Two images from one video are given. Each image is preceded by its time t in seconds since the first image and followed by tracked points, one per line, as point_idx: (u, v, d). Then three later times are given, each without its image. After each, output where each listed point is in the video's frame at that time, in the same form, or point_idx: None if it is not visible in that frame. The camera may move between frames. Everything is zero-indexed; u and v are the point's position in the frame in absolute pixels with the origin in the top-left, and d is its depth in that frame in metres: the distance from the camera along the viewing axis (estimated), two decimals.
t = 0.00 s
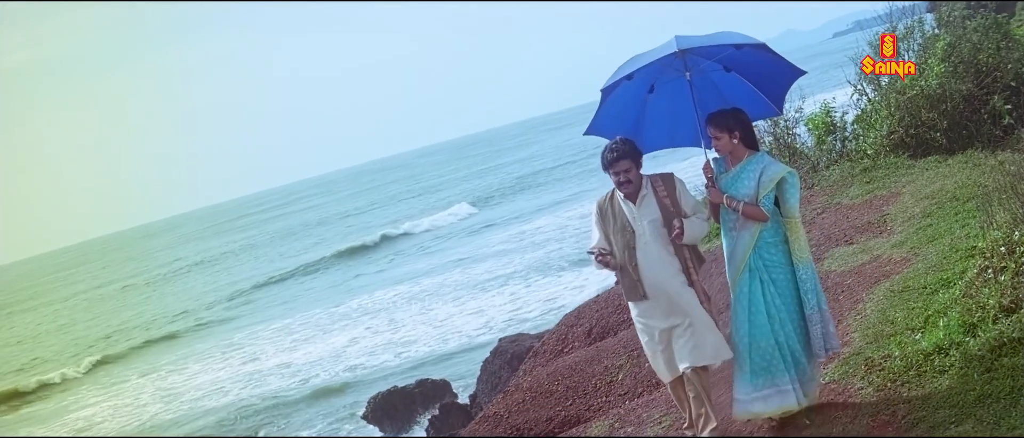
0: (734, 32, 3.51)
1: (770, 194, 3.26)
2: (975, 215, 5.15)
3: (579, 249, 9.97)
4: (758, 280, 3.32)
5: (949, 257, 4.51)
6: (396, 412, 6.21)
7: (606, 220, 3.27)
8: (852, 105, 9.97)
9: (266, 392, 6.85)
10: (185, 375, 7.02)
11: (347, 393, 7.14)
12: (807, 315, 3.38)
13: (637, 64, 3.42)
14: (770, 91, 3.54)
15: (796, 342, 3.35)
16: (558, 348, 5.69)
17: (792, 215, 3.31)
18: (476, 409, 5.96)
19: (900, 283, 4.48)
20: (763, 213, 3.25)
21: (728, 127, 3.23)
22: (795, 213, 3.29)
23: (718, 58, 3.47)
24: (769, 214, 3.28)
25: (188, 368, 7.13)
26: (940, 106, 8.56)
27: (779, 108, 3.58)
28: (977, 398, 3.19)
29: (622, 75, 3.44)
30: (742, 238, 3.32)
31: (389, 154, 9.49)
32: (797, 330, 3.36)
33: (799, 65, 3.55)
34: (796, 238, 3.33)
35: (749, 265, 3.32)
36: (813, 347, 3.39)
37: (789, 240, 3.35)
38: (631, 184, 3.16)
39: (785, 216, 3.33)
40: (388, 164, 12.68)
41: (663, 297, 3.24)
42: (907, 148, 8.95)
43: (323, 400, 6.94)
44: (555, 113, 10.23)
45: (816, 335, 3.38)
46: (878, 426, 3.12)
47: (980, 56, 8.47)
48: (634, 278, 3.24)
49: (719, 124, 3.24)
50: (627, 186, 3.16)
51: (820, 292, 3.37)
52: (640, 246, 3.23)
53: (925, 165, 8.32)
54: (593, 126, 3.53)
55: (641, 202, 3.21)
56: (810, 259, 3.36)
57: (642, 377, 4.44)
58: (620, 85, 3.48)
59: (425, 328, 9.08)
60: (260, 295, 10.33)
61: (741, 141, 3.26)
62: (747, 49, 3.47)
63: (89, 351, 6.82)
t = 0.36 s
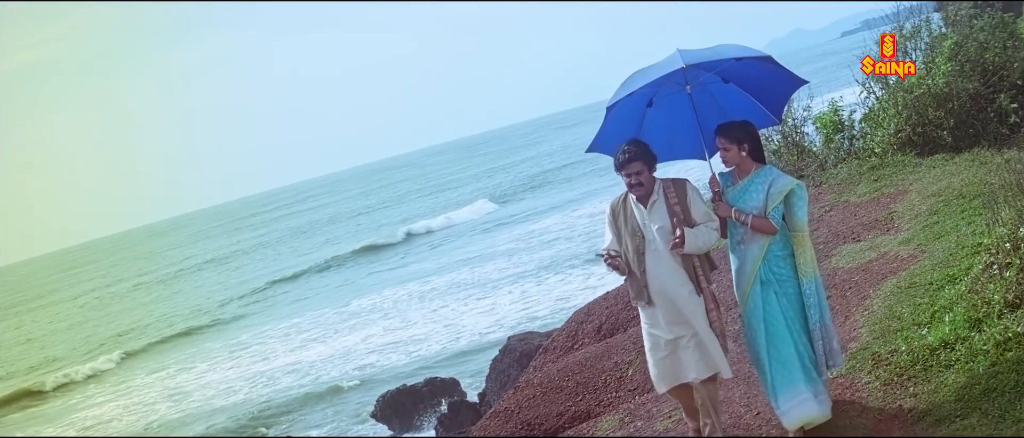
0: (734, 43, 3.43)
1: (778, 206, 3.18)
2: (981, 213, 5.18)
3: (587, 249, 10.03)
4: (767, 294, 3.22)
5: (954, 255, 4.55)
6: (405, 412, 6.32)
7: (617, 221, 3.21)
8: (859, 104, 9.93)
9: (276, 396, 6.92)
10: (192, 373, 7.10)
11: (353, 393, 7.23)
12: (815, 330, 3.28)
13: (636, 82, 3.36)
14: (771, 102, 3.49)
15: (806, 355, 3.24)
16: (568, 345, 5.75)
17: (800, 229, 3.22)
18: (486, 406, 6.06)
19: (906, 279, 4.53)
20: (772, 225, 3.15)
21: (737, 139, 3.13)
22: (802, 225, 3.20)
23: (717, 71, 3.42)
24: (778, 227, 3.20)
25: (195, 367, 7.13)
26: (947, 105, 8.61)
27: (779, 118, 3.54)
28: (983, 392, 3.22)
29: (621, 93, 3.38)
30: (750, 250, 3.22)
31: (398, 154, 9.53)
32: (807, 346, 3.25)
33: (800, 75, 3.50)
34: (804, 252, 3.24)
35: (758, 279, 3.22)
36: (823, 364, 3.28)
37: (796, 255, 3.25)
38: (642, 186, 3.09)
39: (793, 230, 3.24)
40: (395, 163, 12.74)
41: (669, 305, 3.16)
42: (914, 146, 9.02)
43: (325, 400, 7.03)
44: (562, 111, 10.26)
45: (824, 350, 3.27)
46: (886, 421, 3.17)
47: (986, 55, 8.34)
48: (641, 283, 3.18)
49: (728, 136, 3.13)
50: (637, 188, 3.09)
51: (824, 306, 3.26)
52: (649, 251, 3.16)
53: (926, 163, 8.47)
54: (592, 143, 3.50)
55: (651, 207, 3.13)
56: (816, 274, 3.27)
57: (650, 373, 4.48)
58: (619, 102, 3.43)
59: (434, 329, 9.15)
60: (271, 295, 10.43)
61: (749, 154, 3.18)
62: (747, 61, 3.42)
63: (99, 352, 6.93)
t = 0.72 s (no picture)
0: (737, 44, 3.49)
1: (785, 209, 3.17)
2: (987, 208, 5.23)
3: (596, 247, 10.11)
4: (772, 295, 3.24)
5: (960, 249, 4.61)
6: (415, 409, 6.44)
7: (626, 216, 3.16)
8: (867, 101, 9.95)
9: (283, 394, 7.02)
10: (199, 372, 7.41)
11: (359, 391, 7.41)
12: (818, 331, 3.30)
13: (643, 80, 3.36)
14: (774, 104, 3.51)
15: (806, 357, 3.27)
16: (578, 340, 5.84)
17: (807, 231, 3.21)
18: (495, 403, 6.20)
19: (913, 274, 4.58)
20: (779, 228, 3.15)
21: (745, 140, 3.15)
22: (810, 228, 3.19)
23: (722, 71, 3.45)
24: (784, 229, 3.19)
25: (205, 364, 7.53)
26: (954, 102, 8.64)
27: (783, 120, 3.56)
28: (987, 384, 3.25)
29: (627, 92, 3.37)
30: (755, 252, 3.23)
31: (406, 153, 9.62)
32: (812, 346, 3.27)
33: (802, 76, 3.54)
34: (810, 254, 3.24)
35: (762, 281, 3.24)
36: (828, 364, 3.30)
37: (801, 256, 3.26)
38: (653, 181, 3.06)
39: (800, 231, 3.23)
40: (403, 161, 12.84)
41: (677, 301, 3.12)
42: (921, 144, 9.07)
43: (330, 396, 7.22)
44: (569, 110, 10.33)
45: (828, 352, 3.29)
46: (891, 415, 3.24)
47: (993, 53, 8.31)
48: (649, 279, 3.14)
49: (735, 137, 3.15)
50: (647, 184, 3.06)
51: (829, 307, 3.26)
52: (657, 247, 3.11)
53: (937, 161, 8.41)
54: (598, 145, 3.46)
55: (660, 202, 3.08)
56: (820, 276, 3.27)
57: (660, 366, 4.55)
58: (624, 102, 3.42)
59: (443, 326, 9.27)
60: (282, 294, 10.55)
61: (757, 156, 3.19)
62: (752, 60, 3.46)
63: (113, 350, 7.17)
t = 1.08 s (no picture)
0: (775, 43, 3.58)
1: (807, 209, 3.28)
2: (1005, 202, 5.26)
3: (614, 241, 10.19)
4: (796, 298, 3.31)
5: (977, 243, 4.68)
6: (436, 402, 6.62)
7: (642, 216, 3.42)
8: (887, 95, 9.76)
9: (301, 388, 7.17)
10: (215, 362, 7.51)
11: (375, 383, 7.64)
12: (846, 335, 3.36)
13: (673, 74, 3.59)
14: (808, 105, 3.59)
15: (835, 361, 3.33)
16: (600, 332, 5.93)
17: (833, 232, 3.29)
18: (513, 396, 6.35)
19: (930, 267, 4.64)
20: (800, 228, 3.24)
21: (768, 140, 3.27)
22: (837, 228, 3.28)
23: (756, 69, 3.57)
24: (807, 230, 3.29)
25: (222, 358, 7.37)
26: (972, 96, 9.31)
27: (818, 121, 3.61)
28: (1003, 375, 3.30)
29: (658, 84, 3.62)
30: (779, 254, 3.33)
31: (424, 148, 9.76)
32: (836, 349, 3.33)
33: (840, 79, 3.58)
34: (836, 255, 3.32)
35: (786, 283, 3.31)
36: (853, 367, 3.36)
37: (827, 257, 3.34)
38: (667, 173, 3.29)
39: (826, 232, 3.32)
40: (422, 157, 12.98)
41: (697, 294, 3.36)
42: (939, 137, 9.68)
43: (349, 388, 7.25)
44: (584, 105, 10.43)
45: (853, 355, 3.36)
46: (910, 406, 3.31)
47: (1011, 47, 9.13)
48: (670, 275, 3.37)
49: (759, 137, 3.27)
50: (663, 177, 3.30)
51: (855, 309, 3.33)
52: (676, 243, 3.37)
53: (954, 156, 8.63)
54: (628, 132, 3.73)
55: (678, 200, 3.35)
56: (849, 278, 3.33)
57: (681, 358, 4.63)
58: (657, 93, 3.67)
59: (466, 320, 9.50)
60: (303, 289, 10.73)
61: (781, 157, 3.30)
62: (787, 60, 3.55)
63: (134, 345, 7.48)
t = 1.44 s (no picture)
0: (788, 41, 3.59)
1: (814, 210, 3.29)
2: (1011, 201, 5.30)
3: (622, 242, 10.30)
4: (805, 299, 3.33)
5: (983, 241, 4.72)
6: (444, 400, 6.73)
7: (639, 225, 3.35)
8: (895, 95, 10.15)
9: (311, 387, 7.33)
10: (227, 365, 7.58)
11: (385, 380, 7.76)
12: (853, 337, 3.37)
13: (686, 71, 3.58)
14: (820, 101, 3.64)
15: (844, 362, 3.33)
16: (610, 329, 6.01)
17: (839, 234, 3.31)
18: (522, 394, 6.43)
19: (937, 265, 4.69)
20: (806, 230, 3.26)
21: (776, 142, 3.30)
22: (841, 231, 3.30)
23: (769, 67, 3.59)
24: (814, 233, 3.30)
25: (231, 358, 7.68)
26: (979, 97, 9.21)
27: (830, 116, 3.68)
28: (1009, 371, 3.34)
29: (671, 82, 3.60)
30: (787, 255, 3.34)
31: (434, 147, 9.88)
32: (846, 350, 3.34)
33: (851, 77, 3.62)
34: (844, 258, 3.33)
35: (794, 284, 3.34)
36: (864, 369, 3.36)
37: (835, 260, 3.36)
38: (666, 179, 3.23)
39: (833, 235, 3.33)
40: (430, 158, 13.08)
41: (697, 304, 3.28)
42: (946, 137, 9.59)
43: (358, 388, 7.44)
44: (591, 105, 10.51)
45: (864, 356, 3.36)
46: (915, 401, 3.38)
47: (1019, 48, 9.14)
48: (667, 285, 3.30)
49: (767, 139, 3.31)
50: (662, 184, 3.24)
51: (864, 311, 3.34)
52: (674, 252, 3.28)
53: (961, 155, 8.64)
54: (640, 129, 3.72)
55: (675, 207, 3.28)
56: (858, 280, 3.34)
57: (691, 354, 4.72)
58: (669, 91, 3.65)
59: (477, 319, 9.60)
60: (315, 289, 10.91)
61: (788, 158, 3.33)
62: (800, 58, 3.56)
63: (148, 342, 7.63)
